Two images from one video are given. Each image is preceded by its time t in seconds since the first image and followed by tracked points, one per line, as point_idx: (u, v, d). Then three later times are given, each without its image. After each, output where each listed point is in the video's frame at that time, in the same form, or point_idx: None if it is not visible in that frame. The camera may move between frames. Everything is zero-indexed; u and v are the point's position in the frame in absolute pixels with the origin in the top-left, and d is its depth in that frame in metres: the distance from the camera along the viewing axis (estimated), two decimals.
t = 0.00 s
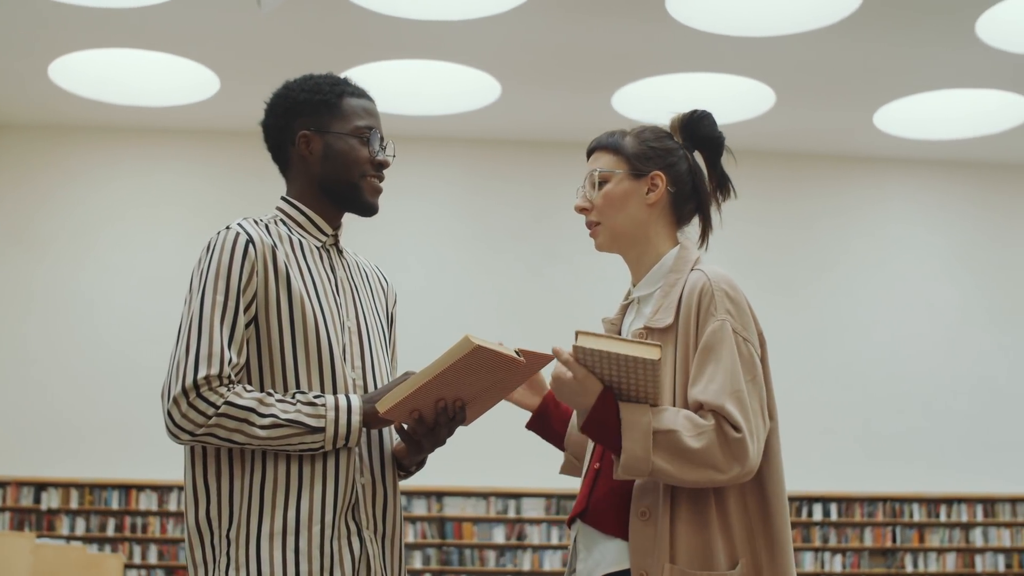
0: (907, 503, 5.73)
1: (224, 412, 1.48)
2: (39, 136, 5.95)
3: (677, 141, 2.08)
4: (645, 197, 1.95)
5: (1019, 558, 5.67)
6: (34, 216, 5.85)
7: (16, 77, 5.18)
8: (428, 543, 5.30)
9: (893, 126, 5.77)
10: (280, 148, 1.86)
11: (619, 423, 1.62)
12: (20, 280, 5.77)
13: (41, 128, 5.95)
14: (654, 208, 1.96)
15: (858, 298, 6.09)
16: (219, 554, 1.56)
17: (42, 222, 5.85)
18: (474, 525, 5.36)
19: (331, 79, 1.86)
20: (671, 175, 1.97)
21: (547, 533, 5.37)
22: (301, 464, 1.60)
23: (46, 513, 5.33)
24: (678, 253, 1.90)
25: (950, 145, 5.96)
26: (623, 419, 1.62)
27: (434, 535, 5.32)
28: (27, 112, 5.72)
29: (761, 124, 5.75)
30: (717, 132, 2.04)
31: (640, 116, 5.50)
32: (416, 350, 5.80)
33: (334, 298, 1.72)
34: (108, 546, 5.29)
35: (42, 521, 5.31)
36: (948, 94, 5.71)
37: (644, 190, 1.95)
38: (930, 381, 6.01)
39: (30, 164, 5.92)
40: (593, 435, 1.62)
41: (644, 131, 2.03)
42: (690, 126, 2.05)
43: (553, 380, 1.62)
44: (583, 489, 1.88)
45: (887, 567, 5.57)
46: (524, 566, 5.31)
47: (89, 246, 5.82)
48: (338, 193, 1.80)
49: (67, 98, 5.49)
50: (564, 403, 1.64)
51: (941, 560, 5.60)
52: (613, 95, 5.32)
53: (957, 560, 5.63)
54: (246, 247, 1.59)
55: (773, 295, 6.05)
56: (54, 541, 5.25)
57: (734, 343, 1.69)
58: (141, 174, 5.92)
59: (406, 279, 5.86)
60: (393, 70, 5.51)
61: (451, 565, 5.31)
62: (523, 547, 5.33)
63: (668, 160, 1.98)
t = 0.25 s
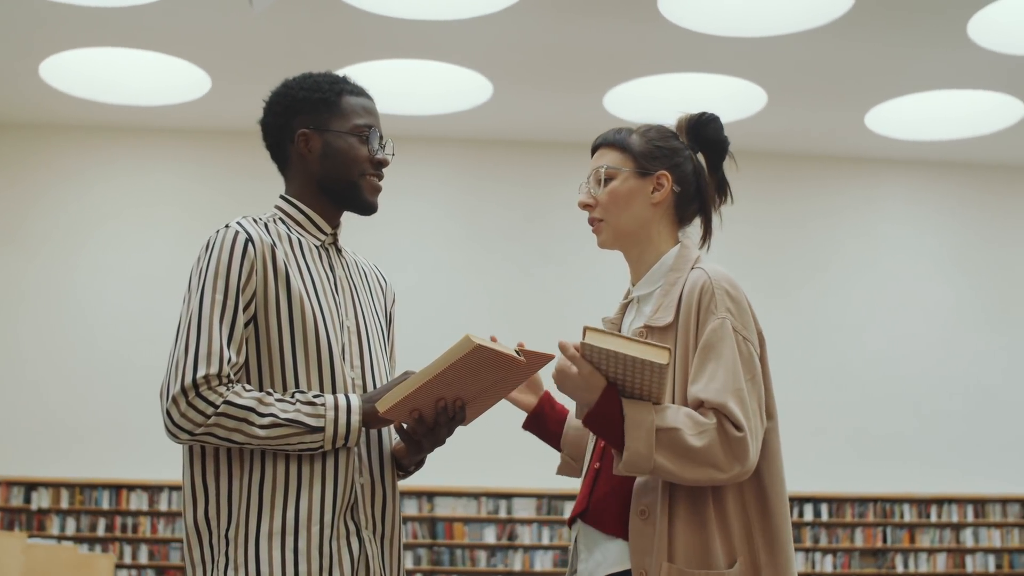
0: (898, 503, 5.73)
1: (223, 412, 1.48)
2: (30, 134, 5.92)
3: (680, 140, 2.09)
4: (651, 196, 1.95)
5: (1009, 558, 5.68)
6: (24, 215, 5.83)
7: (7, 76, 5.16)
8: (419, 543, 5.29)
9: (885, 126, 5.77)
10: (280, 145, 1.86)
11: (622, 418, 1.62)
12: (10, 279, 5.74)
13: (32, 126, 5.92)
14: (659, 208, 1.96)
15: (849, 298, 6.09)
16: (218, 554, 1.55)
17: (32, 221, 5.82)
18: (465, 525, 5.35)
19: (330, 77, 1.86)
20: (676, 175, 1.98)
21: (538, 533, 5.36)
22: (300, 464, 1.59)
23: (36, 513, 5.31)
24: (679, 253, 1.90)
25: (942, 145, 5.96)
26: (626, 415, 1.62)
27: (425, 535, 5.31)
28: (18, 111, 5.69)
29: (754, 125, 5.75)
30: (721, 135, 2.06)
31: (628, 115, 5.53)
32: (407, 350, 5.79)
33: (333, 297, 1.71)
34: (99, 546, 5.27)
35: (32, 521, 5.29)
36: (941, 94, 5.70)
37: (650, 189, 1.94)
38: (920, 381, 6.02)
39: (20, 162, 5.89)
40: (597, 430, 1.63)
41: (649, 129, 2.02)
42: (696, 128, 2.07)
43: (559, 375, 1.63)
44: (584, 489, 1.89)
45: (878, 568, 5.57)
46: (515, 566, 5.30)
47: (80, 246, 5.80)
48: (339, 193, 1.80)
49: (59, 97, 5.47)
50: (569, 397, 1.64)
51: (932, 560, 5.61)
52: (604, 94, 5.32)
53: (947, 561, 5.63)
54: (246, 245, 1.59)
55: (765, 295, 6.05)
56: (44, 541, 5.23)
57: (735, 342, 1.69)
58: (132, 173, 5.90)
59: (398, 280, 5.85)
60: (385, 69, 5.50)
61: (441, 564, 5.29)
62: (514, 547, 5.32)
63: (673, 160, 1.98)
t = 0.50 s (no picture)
0: (888, 504, 5.73)
1: (222, 412, 1.47)
2: (19, 133, 5.89)
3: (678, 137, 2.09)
4: (654, 197, 1.95)
5: (999, 559, 5.70)
6: (12, 214, 5.80)
7: None
8: (410, 543, 5.27)
9: (876, 128, 5.76)
10: (279, 145, 1.85)
11: (630, 441, 1.64)
12: None
13: (21, 125, 5.90)
14: (662, 209, 1.96)
15: (839, 300, 6.09)
16: (215, 554, 1.55)
17: (20, 220, 5.79)
18: (456, 525, 5.34)
19: (329, 76, 1.85)
20: (678, 175, 1.98)
21: (529, 533, 5.36)
22: (298, 465, 1.59)
23: (25, 513, 5.29)
24: (680, 253, 1.90)
25: (933, 147, 5.97)
26: (634, 438, 1.64)
27: (415, 535, 5.30)
28: (7, 109, 5.67)
29: (746, 126, 5.74)
30: (717, 130, 2.07)
31: (619, 116, 5.55)
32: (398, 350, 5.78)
33: (332, 297, 1.71)
34: (88, 545, 5.26)
35: (21, 520, 5.27)
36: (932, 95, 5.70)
37: (653, 190, 1.94)
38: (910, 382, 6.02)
39: (8, 161, 5.86)
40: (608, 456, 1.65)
41: (648, 130, 2.02)
42: (690, 125, 2.07)
43: (562, 406, 1.63)
44: (583, 490, 1.88)
45: (868, 568, 5.57)
46: (505, 566, 5.30)
47: (69, 245, 5.78)
48: (338, 192, 1.79)
49: (49, 95, 5.45)
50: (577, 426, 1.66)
51: (921, 561, 5.63)
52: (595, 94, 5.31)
53: (937, 561, 5.65)
54: (245, 245, 1.58)
55: (757, 296, 6.05)
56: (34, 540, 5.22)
57: (740, 347, 1.71)
58: (123, 172, 5.89)
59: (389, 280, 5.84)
60: (376, 69, 5.49)
61: (432, 565, 5.29)
62: (504, 547, 5.31)
63: (674, 160, 1.98)
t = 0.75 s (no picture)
0: (878, 503, 5.74)
1: (221, 412, 1.47)
2: (7, 132, 5.87)
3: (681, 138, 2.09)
4: (654, 196, 1.95)
5: (988, 558, 5.73)
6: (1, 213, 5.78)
7: None
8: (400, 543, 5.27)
9: (866, 128, 5.76)
10: (278, 143, 1.85)
11: (637, 457, 1.67)
12: None
13: (10, 124, 5.87)
14: (661, 208, 1.96)
15: (828, 301, 6.09)
16: (213, 555, 1.54)
17: (9, 220, 5.77)
18: (446, 525, 5.34)
19: (328, 75, 1.84)
20: (679, 174, 1.98)
21: (519, 533, 5.36)
22: (297, 465, 1.58)
23: (15, 513, 5.29)
24: (678, 253, 1.90)
25: (924, 147, 5.97)
26: (639, 454, 1.66)
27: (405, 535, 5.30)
28: None
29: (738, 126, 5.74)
30: (720, 134, 2.07)
31: (610, 116, 5.55)
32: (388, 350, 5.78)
33: (331, 296, 1.70)
34: (78, 546, 5.28)
35: (11, 520, 5.27)
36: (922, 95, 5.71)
37: (653, 189, 1.94)
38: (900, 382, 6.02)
39: None
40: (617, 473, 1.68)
41: (650, 129, 2.02)
42: (693, 127, 2.06)
43: (568, 427, 1.67)
44: (583, 489, 1.88)
45: (858, 568, 5.59)
46: (496, 566, 5.31)
47: (59, 244, 5.76)
48: (336, 191, 1.79)
49: (39, 95, 5.43)
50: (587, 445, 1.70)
51: (912, 561, 5.65)
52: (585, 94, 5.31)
53: (927, 560, 5.68)
54: (243, 244, 1.58)
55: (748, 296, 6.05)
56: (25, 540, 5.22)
57: (742, 348, 1.71)
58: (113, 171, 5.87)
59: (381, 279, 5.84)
60: (366, 68, 5.47)
61: (422, 565, 5.29)
62: (495, 547, 5.33)
63: (676, 159, 1.98)
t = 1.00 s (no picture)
0: (868, 503, 5.71)
1: (221, 412, 1.47)
2: None
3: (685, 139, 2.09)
4: (654, 196, 1.94)
5: (978, 558, 5.68)
6: None
7: None
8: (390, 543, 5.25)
9: (857, 127, 5.77)
10: (277, 142, 1.85)
11: (632, 446, 1.66)
12: None
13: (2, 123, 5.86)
14: (662, 208, 1.96)
15: (818, 301, 6.10)
16: (213, 556, 1.54)
17: None
18: (437, 525, 5.33)
19: (329, 74, 1.84)
20: (681, 174, 1.97)
21: (510, 533, 5.37)
22: (297, 465, 1.58)
23: (6, 513, 5.27)
24: (679, 253, 1.90)
25: (916, 147, 5.98)
26: (637, 444, 1.65)
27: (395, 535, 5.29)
28: None
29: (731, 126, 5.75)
30: (726, 135, 2.06)
31: (601, 116, 5.55)
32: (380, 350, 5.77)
33: (330, 295, 1.70)
34: (68, 545, 5.23)
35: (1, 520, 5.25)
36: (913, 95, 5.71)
37: (654, 188, 1.94)
38: (890, 383, 6.03)
39: None
40: (611, 463, 1.67)
41: (653, 129, 2.02)
42: (700, 127, 2.07)
43: (565, 416, 1.67)
44: (583, 490, 1.87)
45: (849, 568, 5.55)
46: (487, 566, 5.31)
47: (50, 244, 5.75)
48: (335, 190, 1.79)
49: (32, 94, 5.42)
50: (581, 435, 1.69)
51: (903, 561, 5.60)
52: (577, 94, 5.31)
53: (918, 561, 5.62)
54: (243, 244, 1.57)
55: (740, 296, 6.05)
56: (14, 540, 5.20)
57: (742, 347, 1.71)
58: (106, 171, 5.87)
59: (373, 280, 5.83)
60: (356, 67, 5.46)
61: (413, 565, 5.29)
62: (486, 547, 5.32)
63: (678, 160, 1.98)
